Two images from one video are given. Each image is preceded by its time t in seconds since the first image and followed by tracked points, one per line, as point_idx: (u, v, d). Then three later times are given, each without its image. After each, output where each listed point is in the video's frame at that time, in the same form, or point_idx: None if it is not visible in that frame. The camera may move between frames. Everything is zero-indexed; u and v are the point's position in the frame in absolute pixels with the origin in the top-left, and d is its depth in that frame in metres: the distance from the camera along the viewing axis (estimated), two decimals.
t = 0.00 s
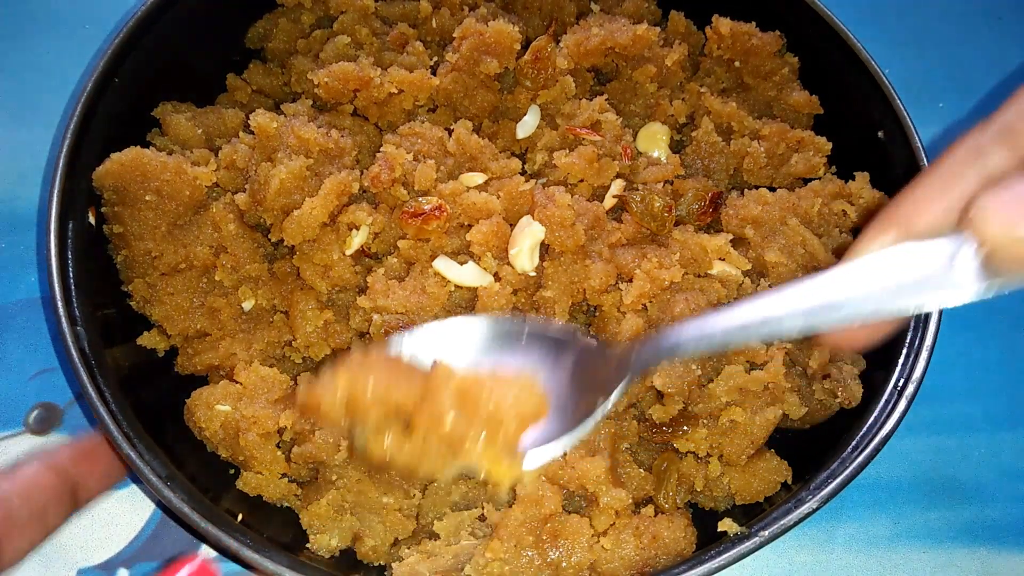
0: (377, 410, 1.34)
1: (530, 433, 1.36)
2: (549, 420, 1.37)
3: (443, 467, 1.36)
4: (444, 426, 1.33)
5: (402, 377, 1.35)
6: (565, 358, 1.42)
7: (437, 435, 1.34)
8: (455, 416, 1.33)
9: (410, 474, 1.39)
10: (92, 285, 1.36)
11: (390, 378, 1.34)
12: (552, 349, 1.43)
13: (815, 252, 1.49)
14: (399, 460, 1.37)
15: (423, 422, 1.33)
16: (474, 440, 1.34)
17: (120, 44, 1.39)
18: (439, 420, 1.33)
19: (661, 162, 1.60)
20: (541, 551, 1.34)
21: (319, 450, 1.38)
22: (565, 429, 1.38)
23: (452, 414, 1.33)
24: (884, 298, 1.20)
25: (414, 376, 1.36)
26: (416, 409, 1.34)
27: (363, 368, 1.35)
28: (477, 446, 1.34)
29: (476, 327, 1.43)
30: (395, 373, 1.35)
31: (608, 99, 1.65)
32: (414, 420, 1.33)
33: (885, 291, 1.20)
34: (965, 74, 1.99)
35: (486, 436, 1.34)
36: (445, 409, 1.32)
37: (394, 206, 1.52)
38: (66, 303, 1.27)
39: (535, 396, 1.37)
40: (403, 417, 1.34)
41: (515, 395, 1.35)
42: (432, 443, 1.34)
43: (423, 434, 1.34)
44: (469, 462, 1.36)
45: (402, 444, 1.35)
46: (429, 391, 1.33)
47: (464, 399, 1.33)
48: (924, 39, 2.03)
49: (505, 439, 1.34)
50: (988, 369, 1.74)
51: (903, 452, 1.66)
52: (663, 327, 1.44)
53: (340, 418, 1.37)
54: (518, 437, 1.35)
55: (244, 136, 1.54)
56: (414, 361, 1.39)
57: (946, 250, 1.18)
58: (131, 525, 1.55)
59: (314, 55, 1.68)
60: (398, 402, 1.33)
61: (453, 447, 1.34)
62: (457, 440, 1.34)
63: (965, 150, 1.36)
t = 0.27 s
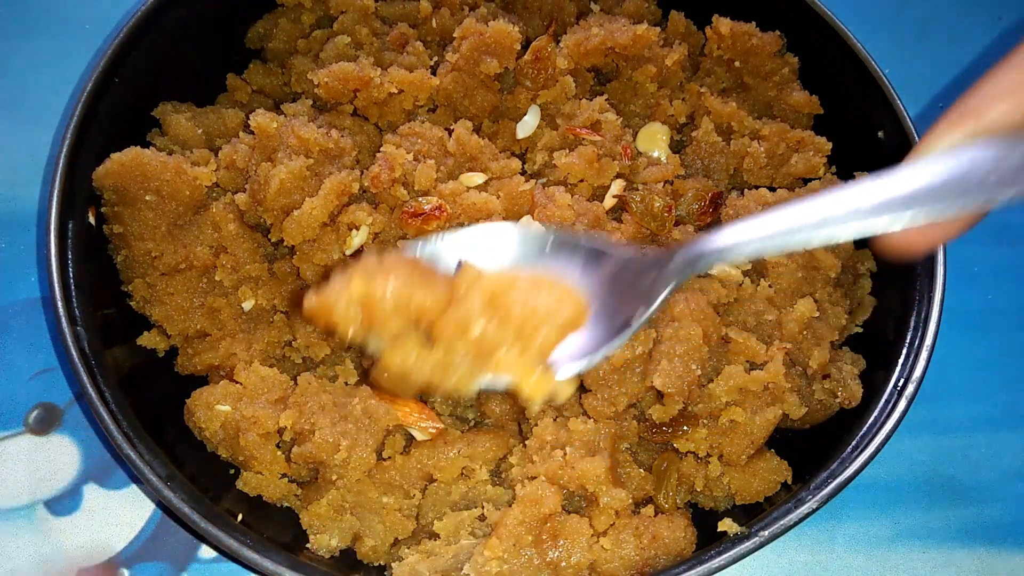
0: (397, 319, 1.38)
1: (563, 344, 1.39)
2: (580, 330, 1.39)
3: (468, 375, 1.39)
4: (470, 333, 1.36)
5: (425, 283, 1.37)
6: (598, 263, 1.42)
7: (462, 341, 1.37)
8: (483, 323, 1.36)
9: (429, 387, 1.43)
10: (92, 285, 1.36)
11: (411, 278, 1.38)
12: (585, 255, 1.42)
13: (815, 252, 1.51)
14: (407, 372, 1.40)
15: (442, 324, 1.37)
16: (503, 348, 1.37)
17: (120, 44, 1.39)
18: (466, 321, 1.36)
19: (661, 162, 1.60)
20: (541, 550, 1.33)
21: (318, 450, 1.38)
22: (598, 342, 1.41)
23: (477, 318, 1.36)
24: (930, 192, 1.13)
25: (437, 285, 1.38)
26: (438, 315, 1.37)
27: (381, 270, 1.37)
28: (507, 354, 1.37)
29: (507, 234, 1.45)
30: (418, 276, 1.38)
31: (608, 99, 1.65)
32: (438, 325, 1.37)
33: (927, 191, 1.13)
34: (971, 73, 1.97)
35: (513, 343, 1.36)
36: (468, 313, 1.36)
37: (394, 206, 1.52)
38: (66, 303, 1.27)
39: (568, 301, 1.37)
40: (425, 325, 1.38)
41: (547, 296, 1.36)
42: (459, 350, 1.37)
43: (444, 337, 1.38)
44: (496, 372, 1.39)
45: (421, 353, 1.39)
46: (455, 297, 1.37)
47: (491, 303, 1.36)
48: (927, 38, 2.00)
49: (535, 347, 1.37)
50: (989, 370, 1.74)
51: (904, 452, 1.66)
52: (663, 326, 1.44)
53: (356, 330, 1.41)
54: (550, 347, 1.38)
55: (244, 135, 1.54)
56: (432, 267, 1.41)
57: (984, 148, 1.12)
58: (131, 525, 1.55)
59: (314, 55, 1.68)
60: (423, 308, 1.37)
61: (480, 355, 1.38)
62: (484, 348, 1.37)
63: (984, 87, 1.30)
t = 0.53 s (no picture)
0: (438, 214, 1.37)
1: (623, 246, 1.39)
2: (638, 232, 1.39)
3: (518, 276, 1.39)
4: (522, 231, 1.36)
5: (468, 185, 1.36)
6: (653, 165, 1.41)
7: (513, 243, 1.37)
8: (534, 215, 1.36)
9: (478, 292, 1.42)
10: (92, 285, 1.36)
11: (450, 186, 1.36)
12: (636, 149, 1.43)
13: (815, 252, 1.50)
14: (448, 276, 1.40)
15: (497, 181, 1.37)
16: (560, 249, 1.37)
17: (121, 44, 1.40)
18: (512, 203, 1.35)
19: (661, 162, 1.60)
20: (541, 550, 1.32)
21: (318, 450, 1.38)
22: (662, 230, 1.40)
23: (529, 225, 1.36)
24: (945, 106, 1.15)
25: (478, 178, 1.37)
26: (481, 210, 1.36)
27: (416, 162, 1.37)
28: (566, 258, 1.37)
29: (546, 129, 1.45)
30: (460, 178, 1.37)
31: (608, 99, 1.65)
32: (486, 226, 1.36)
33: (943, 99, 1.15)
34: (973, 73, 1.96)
35: (572, 241, 1.36)
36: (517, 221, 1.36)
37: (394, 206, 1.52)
38: (66, 303, 1.28)
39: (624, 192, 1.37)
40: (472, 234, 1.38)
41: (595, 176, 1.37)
42: (512, 252, 1.37)
43: (494, 247, 1.37)
44: (550, 274, 1.38)
45: (466, 256, 1.39)
46: (499, 190, 1.36)
47: (543, 198, 1.36)
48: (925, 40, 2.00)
49: (592, 246, 1.37)
50: (989, 370, 1.74)
51: (904, 452, 1.66)
52: (663, 326, 1.45)
53: (387, 221, 1.40)
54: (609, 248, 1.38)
55: (244, 135, 1.54)
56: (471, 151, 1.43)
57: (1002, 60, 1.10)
58: (131, 525, 1.55)
59: (314, 55, 1.68)
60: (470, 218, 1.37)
61: (536, 261, 1.37)
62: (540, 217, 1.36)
63: None
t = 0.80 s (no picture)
0: (510, 190, 1.35)
1: (719, 221, 1.35)
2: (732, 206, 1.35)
3: (601, 256, 1.36)
4: (604, 208, 1.33)
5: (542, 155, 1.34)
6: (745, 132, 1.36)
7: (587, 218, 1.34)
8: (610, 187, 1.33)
9: (553, 271, 1.39)
10: (92, 285, 1.36)
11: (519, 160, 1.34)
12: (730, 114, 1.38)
13: (815, 252, 1.50)
14: (519, 258, 1.37)
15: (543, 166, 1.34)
16: (645, 223, 1.34)
17: (121, 44, 1.40)
18: (590, 179, 1.33)
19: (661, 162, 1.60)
20: (540, 549, 1.32)
21: (318, 450, 1.38)
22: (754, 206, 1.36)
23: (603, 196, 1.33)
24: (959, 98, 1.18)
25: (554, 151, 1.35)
26: (559, 186, 1.34)
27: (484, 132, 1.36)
28: (651, 233, 1.34)
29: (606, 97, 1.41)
30: (534, 151, 1.35)
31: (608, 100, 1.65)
32: (564, 203, 1.33)
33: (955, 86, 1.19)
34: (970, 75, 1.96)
35: (660, 217, 1.33)
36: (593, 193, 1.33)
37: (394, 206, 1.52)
38: (66, 303, 1.28)
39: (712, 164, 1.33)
40: (542, 210, 1.35)
41: (681, 151, 1.34)
42: (595, 228, 1.34)
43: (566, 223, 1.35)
44: (636, 255, 1.35)
45: (542, 233, 1.36)
46: (577, 166, 1.35)
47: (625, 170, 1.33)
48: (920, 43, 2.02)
49: (684, 225, 1.34)
50: (989, 370, 1.74)
51: (904, 452, 1.66)
52: (663, 326, 1.45)
53: (451, 199, 1.40)
54: (700, 221, 1.34)
55: (244, 136, 1.54)
56: (543, 125, 1.41)
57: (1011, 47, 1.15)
58: (131, 525, 1.55)
59: (314, 55, 1.68)
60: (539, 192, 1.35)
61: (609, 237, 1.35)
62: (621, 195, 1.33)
63: None
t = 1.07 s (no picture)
0: (533, 163, 1.35)
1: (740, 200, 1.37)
2: (762, 180, 1.37)
3: (620, 231, 1.38)
4: (628, 184, 1.34)
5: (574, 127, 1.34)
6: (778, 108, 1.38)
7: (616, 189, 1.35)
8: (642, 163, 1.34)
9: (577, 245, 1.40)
10: (92, 285, 1.36)
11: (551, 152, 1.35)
12: (759, 90, 1.40)
13: (815, 252, 1.50)
14: (543, 231, 1.38)
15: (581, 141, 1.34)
16: (672, 199, 1.35)
17: (120, 44, 1.40)
18: (620, 153, 1.34)
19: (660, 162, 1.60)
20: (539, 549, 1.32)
21: (318, 450, 1.38)
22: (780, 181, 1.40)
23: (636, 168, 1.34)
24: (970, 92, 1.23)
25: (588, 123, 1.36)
26: (583, 158, 1.34)
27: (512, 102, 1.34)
28: (677, 210, 1.35)
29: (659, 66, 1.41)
30: (568, 124, 1.35)
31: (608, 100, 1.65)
32: (590, 176, 1.34)
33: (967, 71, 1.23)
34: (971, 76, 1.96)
35: (686, 193, 1.34)
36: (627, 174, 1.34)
37: (394, 206, 1.52)
38: (66, 303, 1.28)
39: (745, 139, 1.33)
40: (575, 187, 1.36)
41: (709, 128, 1.33)
42: (618, 203, 1.35)
43: (596, 205, 1.36)
44: (657, 230, 1.37)
45: (564, 207, 1.37)
46: (603, 138, 1.34)
47: (649, 145, 1.34)
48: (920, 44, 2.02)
49: (704, 203, 1.35)
50: (989, 370, 1.74)
51: (903, 452, 1.66)
52: (663, 327, 1.45)
53: (474, 169, 1.39)
54: (725, 198, 1.36)
55: (244, 136, 1.54)
56: (570, 95, 1.40)
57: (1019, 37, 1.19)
58: (131, 525, 1.55)
59: (314, 55, 1.68)
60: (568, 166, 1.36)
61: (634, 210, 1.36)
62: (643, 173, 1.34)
63: None
